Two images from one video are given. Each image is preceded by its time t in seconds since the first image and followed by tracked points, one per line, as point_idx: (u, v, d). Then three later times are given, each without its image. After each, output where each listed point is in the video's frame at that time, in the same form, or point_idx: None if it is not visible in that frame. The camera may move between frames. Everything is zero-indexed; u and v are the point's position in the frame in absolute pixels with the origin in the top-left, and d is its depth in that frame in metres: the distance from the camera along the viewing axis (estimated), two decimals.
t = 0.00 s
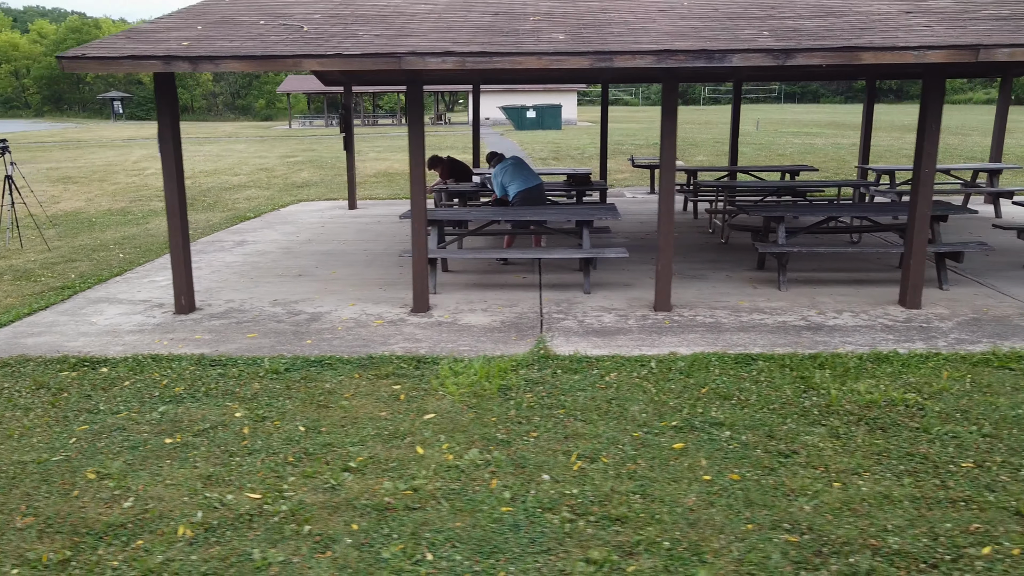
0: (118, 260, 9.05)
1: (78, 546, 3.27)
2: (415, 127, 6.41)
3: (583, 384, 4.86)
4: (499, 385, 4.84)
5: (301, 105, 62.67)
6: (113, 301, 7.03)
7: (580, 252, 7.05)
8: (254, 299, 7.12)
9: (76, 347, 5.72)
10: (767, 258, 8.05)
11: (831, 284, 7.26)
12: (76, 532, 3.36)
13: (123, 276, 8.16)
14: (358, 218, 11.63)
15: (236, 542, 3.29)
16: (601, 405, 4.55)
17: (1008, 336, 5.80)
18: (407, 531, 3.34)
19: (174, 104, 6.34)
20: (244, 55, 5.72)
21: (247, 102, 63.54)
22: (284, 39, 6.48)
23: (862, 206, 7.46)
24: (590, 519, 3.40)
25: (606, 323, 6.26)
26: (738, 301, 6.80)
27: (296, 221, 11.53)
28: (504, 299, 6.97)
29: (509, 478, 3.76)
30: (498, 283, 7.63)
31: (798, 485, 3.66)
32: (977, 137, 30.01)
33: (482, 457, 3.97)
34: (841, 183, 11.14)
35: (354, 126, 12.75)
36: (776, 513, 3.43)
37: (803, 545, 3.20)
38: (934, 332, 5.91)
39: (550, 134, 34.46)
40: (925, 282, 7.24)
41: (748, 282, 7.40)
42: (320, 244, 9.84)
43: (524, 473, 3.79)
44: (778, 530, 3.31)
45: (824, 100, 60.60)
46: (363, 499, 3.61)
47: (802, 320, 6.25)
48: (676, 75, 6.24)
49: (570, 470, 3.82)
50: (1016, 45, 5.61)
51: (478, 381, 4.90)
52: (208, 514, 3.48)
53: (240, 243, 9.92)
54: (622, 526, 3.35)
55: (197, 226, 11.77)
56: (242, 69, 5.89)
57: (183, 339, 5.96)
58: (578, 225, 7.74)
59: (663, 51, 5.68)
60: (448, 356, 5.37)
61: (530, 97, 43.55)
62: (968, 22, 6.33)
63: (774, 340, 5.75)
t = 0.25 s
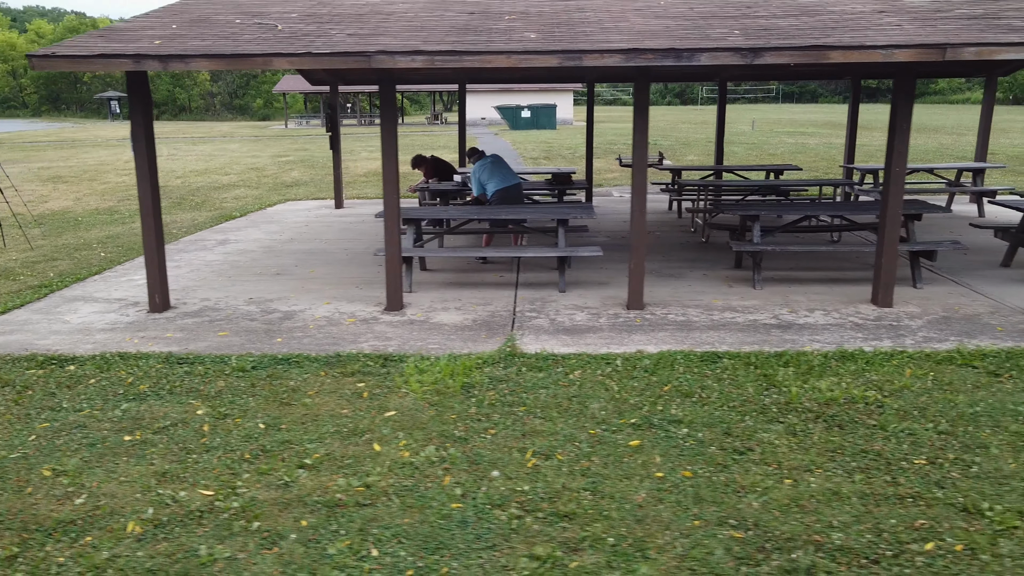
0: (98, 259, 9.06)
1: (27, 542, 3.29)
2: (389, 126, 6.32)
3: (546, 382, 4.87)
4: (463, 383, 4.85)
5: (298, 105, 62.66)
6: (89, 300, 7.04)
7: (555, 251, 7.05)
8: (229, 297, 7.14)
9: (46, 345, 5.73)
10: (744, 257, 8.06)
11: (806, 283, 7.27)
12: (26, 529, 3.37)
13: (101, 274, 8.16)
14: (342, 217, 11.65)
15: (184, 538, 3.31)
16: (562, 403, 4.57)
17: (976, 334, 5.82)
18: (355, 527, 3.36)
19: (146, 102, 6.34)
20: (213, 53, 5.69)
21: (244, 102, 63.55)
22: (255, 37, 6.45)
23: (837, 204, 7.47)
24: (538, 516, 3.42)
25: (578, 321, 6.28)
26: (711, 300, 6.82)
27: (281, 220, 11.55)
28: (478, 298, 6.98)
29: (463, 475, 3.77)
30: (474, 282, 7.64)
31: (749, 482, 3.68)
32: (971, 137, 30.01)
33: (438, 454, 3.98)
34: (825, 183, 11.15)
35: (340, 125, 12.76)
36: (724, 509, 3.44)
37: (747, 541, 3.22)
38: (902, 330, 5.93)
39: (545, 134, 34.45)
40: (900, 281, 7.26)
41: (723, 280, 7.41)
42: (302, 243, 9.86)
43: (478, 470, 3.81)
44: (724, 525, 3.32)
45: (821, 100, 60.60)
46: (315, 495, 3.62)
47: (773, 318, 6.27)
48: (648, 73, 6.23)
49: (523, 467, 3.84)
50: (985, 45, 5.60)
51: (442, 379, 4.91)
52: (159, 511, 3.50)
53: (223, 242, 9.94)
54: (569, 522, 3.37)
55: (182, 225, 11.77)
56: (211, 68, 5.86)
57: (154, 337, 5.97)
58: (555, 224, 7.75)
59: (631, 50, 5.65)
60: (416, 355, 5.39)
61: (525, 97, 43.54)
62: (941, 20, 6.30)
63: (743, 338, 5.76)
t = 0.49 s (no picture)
0: (71, 258, 9.07)
1: None
2: (350, 126, 6.29)
3: (495, 379, 4.90)
4: (411, 380, 4.88)
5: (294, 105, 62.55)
6: (54, 298, 7.06)
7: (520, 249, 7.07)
8: (195, 296, 7.16)
9: (4, 343, 5.75)
10: (713, 256, 8.07)
11: (771, 282, 7.29)
12: None
13: (71, 273, 8.18)
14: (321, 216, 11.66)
15: (111, 534, 3.32)
16: (508, 400, 4.59)
17: (931, 332, 5.84)
18: (283, 523, 3.38)
19: (107, 101, 6.35)
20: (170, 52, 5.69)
21: (240, 102, 63.54)
22: (215, 35, 6.44)
23: (801, 203, 7.50)
24: (466, 512, 3.44)
25: (537, 320, 6.30)
26: (674, 298, 6.84)
27: (259, 219, 11.57)
28: (443, 296, 7.00)
29: (397, 472, 3.79)
30: (442, 281, 7.66)
31: (680, 478, 3.70)
32: (962, 137, 30.03)
33: (377, 451, 4.00)
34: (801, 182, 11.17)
35: (320, 125, 12.76)
36: (652, 505, 3.46)
37: (669, 536, 3.24)
38: (858, 329, 5.95)
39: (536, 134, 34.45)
40: (864, 279, 7.28)
41: (689, 279, 7.44)
42: (277, 242, 9.88)
43: (413, 467, 3.83)
44: (648, 521, 3.34)
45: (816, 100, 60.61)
46: (247, 492, 3.64)
47: (732, 316, 6.29)
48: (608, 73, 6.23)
49: (459, 464, 3.86)
50: (938, 44, 5.62)
51: (393, 377, 4.93)
52: (90, 506, 3.52)
53: (197, 241, 9.95)
54: (496, 518, 3.39)
55: (161, 225, 11.78)
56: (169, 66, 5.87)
57: (113, 335, 6.00)
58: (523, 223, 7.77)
59: (587, 49, 5.65)
60: (369, 353, 5.41)
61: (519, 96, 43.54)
62: (901, 18, 6.30)
63: (699, 336, 5.79)
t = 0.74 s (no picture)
0: (42, 257, 9.08)
1: None
2: (311, 126, 6.30)
3: (442, 377, 4.91)
4: (358, 378, 4.90)
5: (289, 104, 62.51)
6: (18, 297, 7.08)
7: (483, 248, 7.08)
8: (159, 294, 7.17)
9: None
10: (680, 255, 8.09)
11: (734, 280, 7.31)
12: None
13: (39, 272, 8.19)
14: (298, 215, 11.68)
15: (35, 530, 3.34)
16: (451, 398, 4.61)
17: (885, 331, 5.87)
18: (207, 519, 3.40)
19: (67, 100, 6.37)
20: (125, 51, 5.69)
21: (236, 101, 63.52)
22: (175, 33, 6.43)
23: (766, 202, 7.52)
24: (391, 508, 3.46)
25: (496, 318, 6.32)
26: (635, 296, 6.86)
27: (236, 218, 11.58)
28: (405, 295, 7.02)
29: (330, 469, 3.82)
30: (408, 279, 7.68)
31: (610, 474, 3.72)
32: (957, 137, 29.95)
33: (313, 448, 4.03)
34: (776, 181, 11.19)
35: (299, 124, 12.76)
36: (576, 501, 3.49)
37: (588, 532, 3.26)
38: (813, 327, 5.98)
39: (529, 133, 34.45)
40: (826, 278, 7.32)
41: (653, 277, 7.46)
42: (250, 241, 9.89)
43: (346, 464, 3.85)
44: (569, 518, 3.36)
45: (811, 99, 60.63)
46: (176, 488, 3.65)
47: (689, 315, 6.31)
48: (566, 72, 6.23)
49: (392, 461, 3.88)
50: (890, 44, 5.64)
51: (340, 374, 4.95)
52: (19, 503, 3.54)
53: (171, 240, 9.97)
54: (419, 514, 3.41)
55: (138, 224, 11.79)
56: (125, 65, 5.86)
57: (70, 333, 6.01)
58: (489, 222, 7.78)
59: (540, 48, 5.64)
60: (321, 351, 5.43)
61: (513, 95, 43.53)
62: (860, 17, 6.30)
63: (653, 334, 5.81)
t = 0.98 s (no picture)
0: (20, 256, 9.09)
1: None
2: (280, 126, 6.29)
3: (401, 376, 4.93)
4: (317, 376, 4.92)
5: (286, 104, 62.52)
6: None
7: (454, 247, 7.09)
8: (130, 293, 7.19)
9: None
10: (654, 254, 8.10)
11: (705, 280, 7.33)
12: None
13: (15, 271, 8.20)
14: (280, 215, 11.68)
15: None
16: (408, 396, 4.62)
17: (849, 329, 5.89)
18: (148, 516, 3.41)
19: (36, 100, 6.38)
20: (90, 50, 5.70)
21: (232, 102, 63.50)
22: (143, 31, 6.43)
23: (738, 201, 7.53)
24: (333, 505, 3.48)
25: (464, 317, 6.33)
26: (605, 295, 6.87)
27: (218, 218, 11.59)
28: (376, 294, 7.04)
29: (277, 466, 3.83)
30: (381, 278, 7.69)
31: (555, 471, 3.74)
32: (951, 137, 29.95)
33: (263, 446, 4.04)
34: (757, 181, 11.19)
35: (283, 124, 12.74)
36: (518, 498, 3.50)
37: (527, 528, 3.28)
38: (778, 326, 5.99)
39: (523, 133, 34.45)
40: (798, 277, 7.34)
41: (625, 277, 7.48)
42: (230, 240, 9.90)
43: (294, 462, 3.87)
44: (508, 514, 3.38)
45: (808, 100, 60.62)
46: (122, 486, 3.67)
47: (656, 314, 6.33)
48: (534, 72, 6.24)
49: (341, 458, 3.90)
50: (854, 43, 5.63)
51: (300, 372, 4.97)
52: None
53: (151, 239, 9.98)
54: (360, 511, 3.43)
55: (121, 223, 11.80)
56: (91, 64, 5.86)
57: (37, 332, 6.03)
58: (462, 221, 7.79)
59: (504, 48, 5.64)
60: (284, 350, 5.44)
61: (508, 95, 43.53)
62: (827, 16, 6.30)
63: (617, 333, 5.82)
